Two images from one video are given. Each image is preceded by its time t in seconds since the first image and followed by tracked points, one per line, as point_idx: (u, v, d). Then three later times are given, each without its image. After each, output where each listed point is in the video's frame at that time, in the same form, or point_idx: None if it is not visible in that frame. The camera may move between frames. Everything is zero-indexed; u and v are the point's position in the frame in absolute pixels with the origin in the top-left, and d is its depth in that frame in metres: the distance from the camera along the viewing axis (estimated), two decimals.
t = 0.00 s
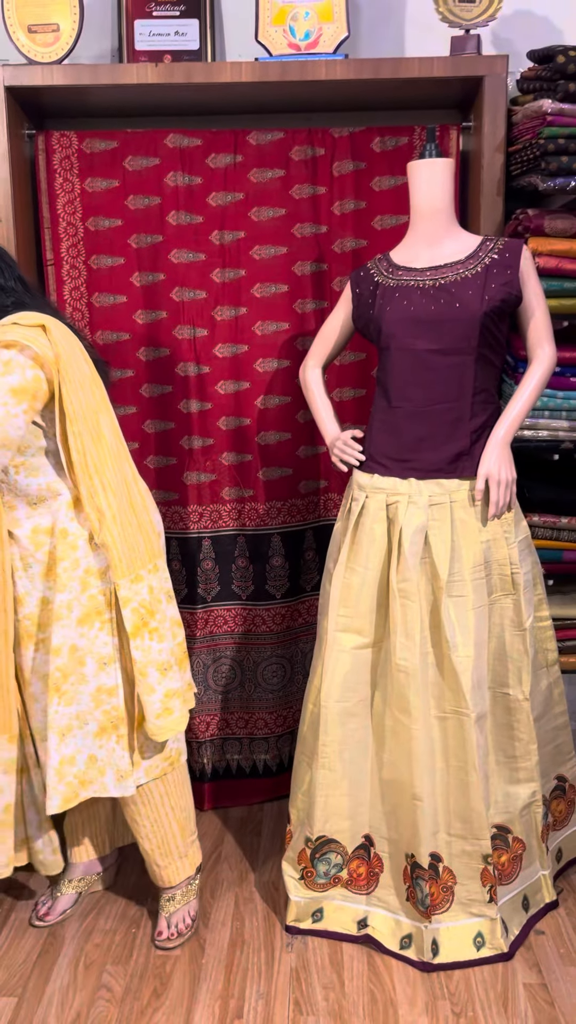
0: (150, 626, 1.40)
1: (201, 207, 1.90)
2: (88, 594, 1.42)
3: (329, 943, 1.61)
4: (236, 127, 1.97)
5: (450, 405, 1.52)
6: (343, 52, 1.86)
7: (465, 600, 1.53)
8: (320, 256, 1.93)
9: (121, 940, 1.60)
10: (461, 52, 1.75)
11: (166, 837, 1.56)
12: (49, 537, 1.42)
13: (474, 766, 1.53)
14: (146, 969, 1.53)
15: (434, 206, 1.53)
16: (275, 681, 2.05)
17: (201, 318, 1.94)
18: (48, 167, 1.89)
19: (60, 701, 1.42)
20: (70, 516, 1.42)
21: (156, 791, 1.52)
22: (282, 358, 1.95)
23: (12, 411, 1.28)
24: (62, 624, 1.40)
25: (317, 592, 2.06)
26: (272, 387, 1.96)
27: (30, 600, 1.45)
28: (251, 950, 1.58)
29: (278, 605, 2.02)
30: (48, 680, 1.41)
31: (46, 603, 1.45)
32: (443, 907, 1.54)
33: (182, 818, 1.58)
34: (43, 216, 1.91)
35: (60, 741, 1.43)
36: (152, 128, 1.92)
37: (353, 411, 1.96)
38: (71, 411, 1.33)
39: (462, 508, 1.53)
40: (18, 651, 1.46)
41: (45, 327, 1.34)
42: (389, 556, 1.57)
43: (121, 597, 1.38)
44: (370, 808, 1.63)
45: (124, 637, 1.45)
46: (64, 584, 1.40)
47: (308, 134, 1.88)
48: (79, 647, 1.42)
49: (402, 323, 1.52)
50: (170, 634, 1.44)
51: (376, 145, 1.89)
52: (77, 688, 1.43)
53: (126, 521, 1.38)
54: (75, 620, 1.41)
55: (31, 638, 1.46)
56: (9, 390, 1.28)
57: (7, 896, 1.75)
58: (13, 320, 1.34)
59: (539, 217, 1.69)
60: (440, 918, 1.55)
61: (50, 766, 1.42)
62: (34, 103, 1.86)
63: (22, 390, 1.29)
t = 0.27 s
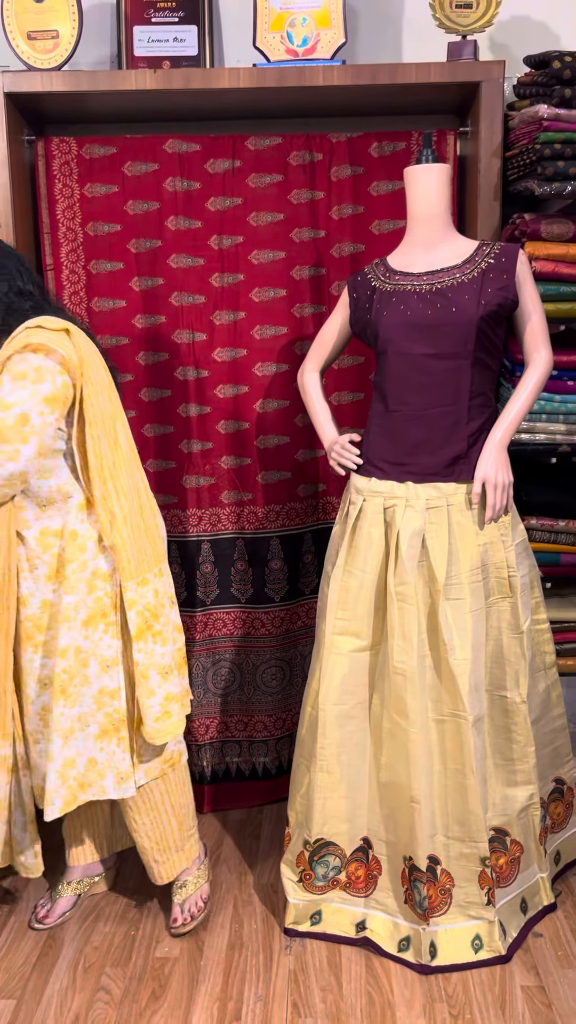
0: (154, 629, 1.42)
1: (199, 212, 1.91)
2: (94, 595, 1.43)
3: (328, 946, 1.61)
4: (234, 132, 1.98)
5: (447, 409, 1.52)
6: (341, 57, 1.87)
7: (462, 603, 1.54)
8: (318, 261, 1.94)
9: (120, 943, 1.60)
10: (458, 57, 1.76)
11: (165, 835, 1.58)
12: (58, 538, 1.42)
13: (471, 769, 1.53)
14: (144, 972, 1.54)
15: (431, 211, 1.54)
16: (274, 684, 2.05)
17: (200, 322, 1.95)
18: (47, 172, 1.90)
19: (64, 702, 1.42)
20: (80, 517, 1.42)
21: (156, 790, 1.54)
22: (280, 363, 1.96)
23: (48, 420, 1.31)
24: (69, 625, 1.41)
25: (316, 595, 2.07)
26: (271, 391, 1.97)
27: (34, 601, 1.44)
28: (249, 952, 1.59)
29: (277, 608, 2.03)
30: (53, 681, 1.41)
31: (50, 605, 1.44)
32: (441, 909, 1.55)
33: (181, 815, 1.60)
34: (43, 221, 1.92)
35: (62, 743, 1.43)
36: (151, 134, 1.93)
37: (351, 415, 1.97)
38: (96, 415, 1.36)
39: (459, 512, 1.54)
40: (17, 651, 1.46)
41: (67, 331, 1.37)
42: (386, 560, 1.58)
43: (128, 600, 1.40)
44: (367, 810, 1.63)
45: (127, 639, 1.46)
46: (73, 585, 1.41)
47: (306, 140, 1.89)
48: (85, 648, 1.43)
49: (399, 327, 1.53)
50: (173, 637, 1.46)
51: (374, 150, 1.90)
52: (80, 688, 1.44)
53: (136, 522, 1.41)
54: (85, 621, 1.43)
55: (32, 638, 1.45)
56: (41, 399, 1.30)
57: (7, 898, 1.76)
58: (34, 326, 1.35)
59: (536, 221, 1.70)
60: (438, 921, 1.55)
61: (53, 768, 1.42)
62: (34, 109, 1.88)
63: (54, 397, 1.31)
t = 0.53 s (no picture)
0: (195, 626, 1.53)
1: (200, 216, 1.92)
2: (133, 595, 1.49)
3: (329, 949, 1.61)
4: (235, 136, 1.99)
5: (446, 412, 1.53)
6: (341, 61, 1.87)
7: (463, 606, 1.54)
8: (319, 264, 1.94)
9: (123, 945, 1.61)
10: (458, 61, 1.76)
11: (193, 820, 1.65)
12: (94, 538, 1.47)
13: (472, 771, 1.53)
14: (146, 974, 1.54)
15: (431, 214, 1.54)
16: (276, 686, 2.06)
17: (201, 326, 1.96)
18: (49, 177, 1.91)
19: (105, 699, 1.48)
20: (119, 518, 1.49)
21: (189, 778, 1.62)
22: (281, 366, 1.97)
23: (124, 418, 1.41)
24: (110, 624, 1.47)
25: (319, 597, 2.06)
26: (272, 394, 1.97)
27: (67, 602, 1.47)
28: (251, 955, 1.59)
29: (279, 611, 2.03)
30: (96, 680, 1.47)
31: (82, 605, 1.48)
32: (442, 912, 1.55)
33: (210, 802, 1.67)
34: (44, 224, 1.92)
35: (102, 739, 1.48)
36: (152, 138, 1.94)
37: (353, 417, 1.97)
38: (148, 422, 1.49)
39: (459, 514, 1.54)
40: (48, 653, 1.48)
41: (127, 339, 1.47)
42: (387, 563, 1.58)
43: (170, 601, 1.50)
44: (369, 813, 1.63)
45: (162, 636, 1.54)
46: (112, 584, 1.47)
47: (306, 144, 1.90)
48: (122, 645, 1.49)
49: (398, 330, 1.53)
50: (207, 635, 1.56)
51: (374, 154, 1.90)
52: (118, 684, 1.49)
53: (179, 523, 1.52)
54: (122, 619, 1.49)
55: (64, 639, 1.48)
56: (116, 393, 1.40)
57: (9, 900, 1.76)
58: (90, 327, 1.43)
59: (536, 224, 1.70)
60: (439, 924, 1.55)
61: (96, 763, 1.48)
62: (35, 114, 1.88)
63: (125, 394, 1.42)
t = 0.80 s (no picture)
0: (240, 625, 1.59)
1: (203, 217, 1.92)
2: (181, 593, 1.53)
3: (333, 950, 1.61)
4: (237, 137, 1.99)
5: (449, 413, 1.53)
6: (344, 62, 1.88)
7: (466, 607, 1.54)
8: (321, 266, 1.94)
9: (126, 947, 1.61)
10: (460, 61, 1.76)
11: (210, 820, 1.66)
12: (146, 538, 1.48)
13: (476, 772, 1.53)
14: (150, 976, 1.54)
15: (433, 215, 1.54)
16: (280, 688, 2.06)
17: (204, 327, 1.96)
18: (52, 179, 1.91)
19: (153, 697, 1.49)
20: (171, 519, 1.51)
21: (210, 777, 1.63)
22: (284, 367, 1.97)
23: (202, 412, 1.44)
24: (162, 624, 1.50)
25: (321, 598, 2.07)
26: (274, 395, 1.97)
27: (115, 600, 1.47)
28: (255, 957, 1.59)
29: (281, 612, 2.03)
30: (147, 677, 1.49)
31: (129, 605, 1.48)
32: (446, 914, 1.55)
33: (226, 803, 1.68)
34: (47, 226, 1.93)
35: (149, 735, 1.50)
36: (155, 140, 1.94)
37: (356, 419, 1.97)
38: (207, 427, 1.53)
39: (463, 515, 1.54)
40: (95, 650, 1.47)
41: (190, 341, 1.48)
42: (390, 564, 1.58)
43: (217, 600, 1.55)
44: (373, 814, 1.63)
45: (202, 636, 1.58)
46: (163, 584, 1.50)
47: (308, 145, 1.90)
48: (170, 643, 1.51)
49: (401, 331, 1.53)
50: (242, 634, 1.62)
51: (377, 154, 1.90)
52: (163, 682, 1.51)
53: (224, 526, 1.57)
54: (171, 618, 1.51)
55: (112, 636, 1.48)
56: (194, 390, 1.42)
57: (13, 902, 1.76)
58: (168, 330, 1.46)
59: (538, 224, 1.70)
60: (443, 925, 1.55)
61: (143, 758, 1.50)
62: (38, 116, 1.89)
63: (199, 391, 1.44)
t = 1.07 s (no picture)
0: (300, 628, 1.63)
1: (212, 216, 1.91)
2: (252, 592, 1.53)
3: (345, 952, 1.60)
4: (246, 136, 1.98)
5: (461, 411, 1.52)
6: (353, 60, 1.87)
7: (479, 607, 1.53)
8: (331, 264, 1.93)
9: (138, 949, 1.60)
10: (471, 58, 1.75)
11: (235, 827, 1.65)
12: (220, 533, 1.49)
13: (489, 773, 1.52)
14: (161, 978, 1.53)
15: (445, 213, 1.53)
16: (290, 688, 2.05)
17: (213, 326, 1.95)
18: (60, 178, 1.90)
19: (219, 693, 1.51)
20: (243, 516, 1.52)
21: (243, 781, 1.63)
22: (294, 366, 1.96)
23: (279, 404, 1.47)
24: (234, 621, 1.51)
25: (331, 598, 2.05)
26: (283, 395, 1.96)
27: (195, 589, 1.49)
28: (266, 958, 1.58)
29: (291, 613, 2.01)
30: (215, 672, 1.50)
31: (203, 598, 1.49)
32: (459, 916, 1.54)
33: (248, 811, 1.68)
34: (56, 225, 1.92)
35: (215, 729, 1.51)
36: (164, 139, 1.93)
37: (365, 417, 1.96)
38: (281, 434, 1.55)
39: (475, 515, 1.53)
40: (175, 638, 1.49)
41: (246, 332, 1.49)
42: (401, 564, 1.57)
43: (285, 601, 1.59)
44: (385, 816, 1.62)
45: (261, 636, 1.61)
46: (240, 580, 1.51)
47: (317, 143, 1.89)
48: (245, 640, 1.53)
49: (412, 329, 1.52)
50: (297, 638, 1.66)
51: (387, 152, 1.89)
52: (233, 678, 1.52)
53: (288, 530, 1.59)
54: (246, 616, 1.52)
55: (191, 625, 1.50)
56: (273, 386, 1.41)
57: (23, 904, 1.76)
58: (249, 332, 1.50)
59: (550, 222, 1.69)
60: (456, 927, 1.54)
61: (207, 754, 1.52)
62: (46, 115, 1.88)
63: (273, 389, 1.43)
